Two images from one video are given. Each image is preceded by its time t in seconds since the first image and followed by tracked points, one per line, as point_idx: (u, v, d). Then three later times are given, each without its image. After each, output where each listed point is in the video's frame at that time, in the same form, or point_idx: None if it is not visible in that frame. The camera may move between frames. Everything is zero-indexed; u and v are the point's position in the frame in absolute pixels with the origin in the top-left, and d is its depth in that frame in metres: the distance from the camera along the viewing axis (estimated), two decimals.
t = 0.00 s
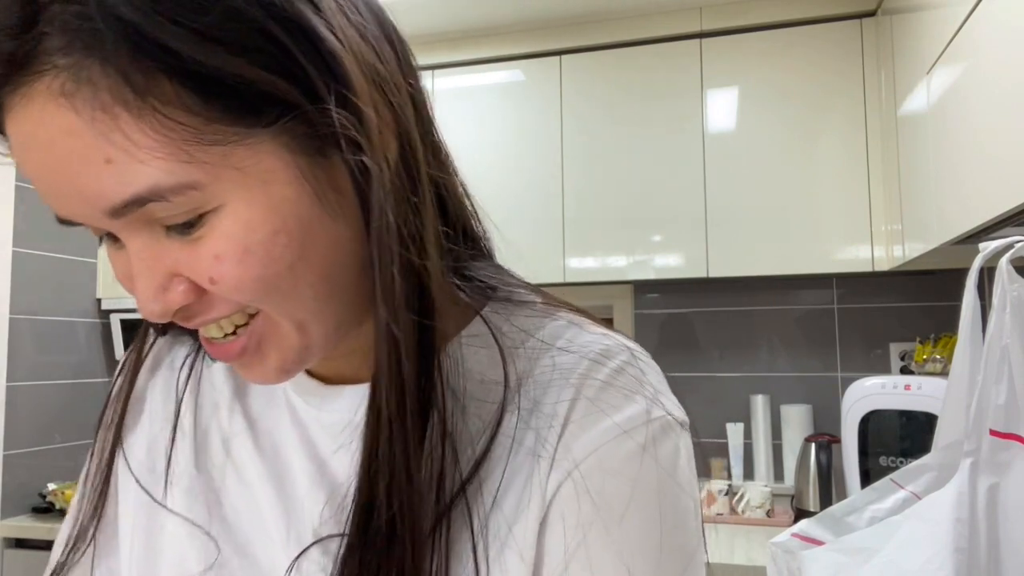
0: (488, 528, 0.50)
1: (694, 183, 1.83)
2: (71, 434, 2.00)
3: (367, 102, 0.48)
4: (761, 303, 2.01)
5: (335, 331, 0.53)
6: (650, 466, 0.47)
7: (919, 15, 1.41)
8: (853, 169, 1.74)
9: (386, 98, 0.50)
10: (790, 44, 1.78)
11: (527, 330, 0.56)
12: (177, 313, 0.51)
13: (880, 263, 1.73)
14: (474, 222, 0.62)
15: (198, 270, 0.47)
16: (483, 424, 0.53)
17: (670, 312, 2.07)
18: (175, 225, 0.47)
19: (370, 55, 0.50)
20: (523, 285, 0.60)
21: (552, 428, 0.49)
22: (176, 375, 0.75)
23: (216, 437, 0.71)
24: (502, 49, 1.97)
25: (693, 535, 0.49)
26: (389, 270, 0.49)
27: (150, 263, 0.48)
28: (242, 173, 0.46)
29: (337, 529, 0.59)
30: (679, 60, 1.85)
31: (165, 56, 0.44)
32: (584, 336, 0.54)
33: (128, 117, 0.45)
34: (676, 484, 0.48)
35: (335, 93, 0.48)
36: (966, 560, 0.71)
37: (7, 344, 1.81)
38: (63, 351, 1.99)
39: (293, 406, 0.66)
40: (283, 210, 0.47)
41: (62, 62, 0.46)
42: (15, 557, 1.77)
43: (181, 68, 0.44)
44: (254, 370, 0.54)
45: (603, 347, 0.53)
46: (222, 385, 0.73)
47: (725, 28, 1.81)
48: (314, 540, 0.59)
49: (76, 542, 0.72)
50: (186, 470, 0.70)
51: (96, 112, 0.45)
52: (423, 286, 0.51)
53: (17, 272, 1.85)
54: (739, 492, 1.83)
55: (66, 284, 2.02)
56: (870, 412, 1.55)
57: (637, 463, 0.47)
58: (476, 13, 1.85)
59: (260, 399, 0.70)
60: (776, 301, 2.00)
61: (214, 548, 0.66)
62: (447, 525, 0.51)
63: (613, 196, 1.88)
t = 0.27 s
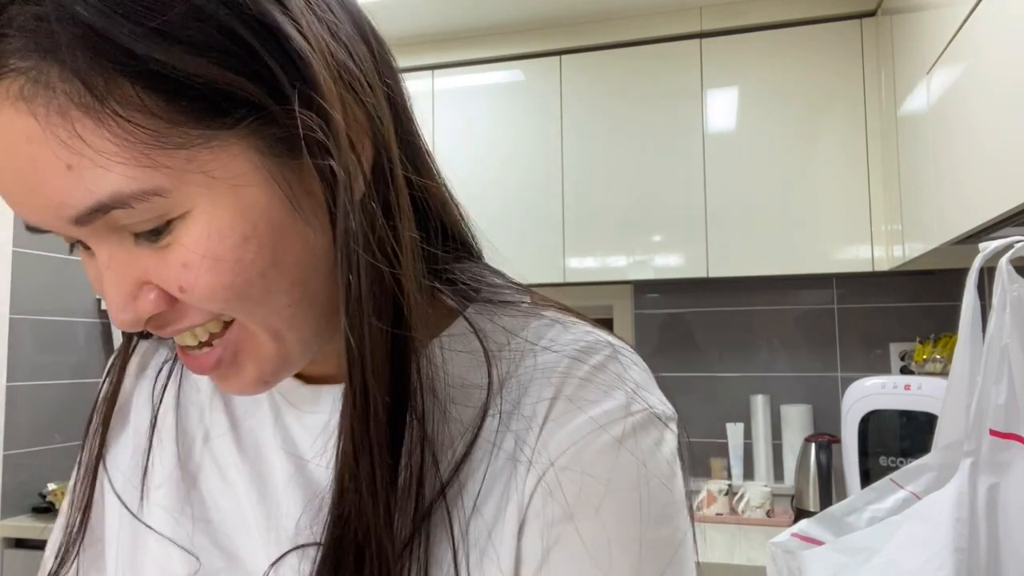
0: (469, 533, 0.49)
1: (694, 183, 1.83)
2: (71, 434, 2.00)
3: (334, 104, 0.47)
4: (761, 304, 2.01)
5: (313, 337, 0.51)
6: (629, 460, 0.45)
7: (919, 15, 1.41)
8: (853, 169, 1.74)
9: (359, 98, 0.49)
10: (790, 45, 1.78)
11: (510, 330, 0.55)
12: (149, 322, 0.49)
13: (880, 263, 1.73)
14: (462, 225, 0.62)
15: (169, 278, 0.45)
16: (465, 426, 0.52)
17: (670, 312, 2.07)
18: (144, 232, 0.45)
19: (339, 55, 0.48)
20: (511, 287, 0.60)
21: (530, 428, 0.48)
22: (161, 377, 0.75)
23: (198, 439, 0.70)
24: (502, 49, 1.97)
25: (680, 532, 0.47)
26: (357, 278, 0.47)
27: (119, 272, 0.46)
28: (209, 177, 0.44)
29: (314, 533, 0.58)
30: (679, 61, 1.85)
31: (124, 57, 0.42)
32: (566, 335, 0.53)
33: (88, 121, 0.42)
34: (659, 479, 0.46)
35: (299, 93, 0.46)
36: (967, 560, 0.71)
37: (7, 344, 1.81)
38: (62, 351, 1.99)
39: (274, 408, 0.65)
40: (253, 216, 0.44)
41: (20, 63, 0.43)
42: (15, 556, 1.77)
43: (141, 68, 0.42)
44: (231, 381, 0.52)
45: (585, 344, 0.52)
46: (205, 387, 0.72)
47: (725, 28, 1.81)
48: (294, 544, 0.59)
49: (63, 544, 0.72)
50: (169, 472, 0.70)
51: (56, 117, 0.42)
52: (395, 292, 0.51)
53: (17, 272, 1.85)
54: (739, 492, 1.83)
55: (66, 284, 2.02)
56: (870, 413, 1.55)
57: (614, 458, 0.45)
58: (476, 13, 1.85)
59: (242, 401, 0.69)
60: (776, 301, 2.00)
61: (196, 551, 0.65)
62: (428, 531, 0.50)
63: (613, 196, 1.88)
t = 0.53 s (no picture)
0: (470, 532, 0.49)
1: (694, 183, 1.83)
2: (71, 434, 2.00)
3: (331, 101, 0.46)
4: (761, 303, 2.01)
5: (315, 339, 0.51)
6: (629, 461, 0.44)
7: (919, 15, 1.41)
8: (853, 169, 1.74)
9: (359, 97, 0.49)
10: (790, 45, 1.78)
11: (513, 328, 0.54)
12: (150, 324, 0.49)
13: (880, 263, 1.73)
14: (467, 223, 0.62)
15: (169, 276, 0.45)
16: (468, 426, 0.52)
17: (670, 312, 2.07)
18: (142, 231, 0.45)
19: (338, 53, 0.48)
20: (516, 284, 0.59)
21: (531, 428, 0.48)
22: (162, 374, 0.74)
23: (198, 436, 0.70)
24: (502, 49, 1.97)
25: (683, 533, 0.46)
26: (353, 277, 0.47)
27: (119, 271, 0.46)
28: (206, 175, 0.43)
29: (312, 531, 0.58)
30: (679, 60, 1.85)
31: (119, 55, 0.42)
32: (569, 332, 0.53)
33: (85, 120, 0.42)
34: (660, 479, 0.45)
35: (295, 90, 0.46)
36: (967, 560, 0.71)
37: (7, 344, 1.81)
38: (62, 351, 1.99)
39: (274, 406, 0.65)
40: (251, 215, 0.44)
41: (17, 63, 0.43)
42: (16, 556, 1.77)
43: (136, 68, 0.42)
44: (229, 384, 0.51)
45: (587, 342, 0.52)
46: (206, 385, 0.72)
47: (725, 28, 1.81)
48: (292, 543, 0.59)
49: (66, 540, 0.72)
50: (170, 470, 0.70)
51: (56, 116, 0.42)
52: (394, 292, 0.51)
53: (18, 272, 1.85)
54: (739, 492, 1.83)
55: (67, 284, 2.02)
56: (870, 413, 1.55)
57: (614, 458, 0.44)
58: (476, 13, 1.85)
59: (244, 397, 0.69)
60: (776, 301, 2.00)
61: (196, 548, 0.65)
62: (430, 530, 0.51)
63: (612, 196, 1.88)
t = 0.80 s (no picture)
0: (483, 531, 0.49)
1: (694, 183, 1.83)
2: (71, 434, 2.00)
3: (345, 104, 0.46)
4: (761, 303, 2.01)
5: (330, 336, 0.51)
6: (642, 461, 0.44)
7: (919, 16, 1.41)
8: (853, 170, 1.74)
9: (373, 100, 0.49)
10: (790, 45, 1.78)
11: (528, 329, 0.54)
12: (164, 324, 0.49)
13: (880, 263, 1.73)
14: (482, 224, 0.62)
15: (186, 276, 0.45)
16: (482, 426, 0.52)
17: (670, 312, 2.07)
18: (158, 231, 0.45)
19: (351, 55, 0.48)
20: (530, 285, 0.59)
21: (546, 427, 0.48)
22: (178, 373, 0.75)
23: (213, 435, 0.70)
24: (502, 49, 1.97)
25: (695, 535, 0.46)
26: (368, 278, 0.48)
27: (134, 271, 0.46)
28: (222, 177, 0.43)
29: (327, 531, 0.58)
30: (680, 61, 1.85)
31: (136, 58, 0.42)
32: (584, 333, 0.53)
33: (102, 121, 0.42)
34: (673, 480, 0.45)
35: (309, 93, 0.45)
36: (966, 560, 0.71)
37: (7, 344, 1.81)
38: (62, 351, 1.98)
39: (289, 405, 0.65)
40: (267, 216, 0.44)
41: (37, 64, 0.43)
42: (16, 557, 1.77)
43: (153, 71, 0.42)
44: (245, 379, 0.52)
45: (602, 343, 0.52)
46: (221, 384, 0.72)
47: (726, 28, 1.81)
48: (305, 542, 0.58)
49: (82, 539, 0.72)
50: (185, 468, 0.70)
51: (73, 116, 0.42)
52: (409, 293, 0.51)
53: (18, 272, 1.85)
54: (739, 492, 1.83)
55: (67, 284, 2.02)
56: (870, 413, 1.55)
57: (627, 458, 0.44)
58: (476, 13, 1.85)
59: (258, 396, 0.69)
60: (776, 301, 2.00)
61: (208, 547, 0.65)
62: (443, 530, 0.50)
63: (613, 196, 1.88)
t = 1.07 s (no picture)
0: (488, 531, 0.49)
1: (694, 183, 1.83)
2: (71, 434, 2.00)
3: (351, 103, 0.46)
4: (761, 303, 2.01)
5: (337, 336, 0.51)
6: (649, 465, 0.44)
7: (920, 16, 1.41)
8: (853, 170, 1.74)
9: (378, 99, 0.49)
10: (790, 45, 1.78)
11: (535, 331, 0.54)
12: (172, 320, 0.48)
13: (880, 263, 1.73)
14: (488, 225, 0.62)
15: (191, 273, 0.45)
16: (487, 426, 0.52)
17: (670, 312, 2.07)
18: (165, 228, 0.45)
19: (357, 54, 0.48)
20: (537, 286, 0.59)
21: (552, 429, 0.48)
22: (185, 372, 0.75)
23: (220, 432, 0.70)
24: (502, 49, 1.97)
25: (699, 542, 0.46)
26: (372, 276, 0.48)
27: (142, 267, 0.46)
28: (230, 173, 0.43)
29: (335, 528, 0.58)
30: (680, 60, 1.85)
31: (143, 56, 0.42)
32: (593, 337, 0.53)
33: (110, 118, 0.42)
34: (680, 486, 0.45)
35: (315, 91, 0.45)
36: (966, 560, 0.71)
37: (6, 344, 1.81)
38: (62, 351, 1.98)
39: (295, 403, 0.65)
40: (274, 213, 0.44)
41: (49, 62, 0.44)
42: (16, 556, 1.77)
43: (160, 68, 0.42)
44: (250, 379, 0.51)
45: (611, 347, 0.52)
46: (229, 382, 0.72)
47: (726, 28, 1.81)
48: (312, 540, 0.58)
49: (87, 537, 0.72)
50: (191, 465, 0.70)
51: (80, 113, 0.42)
52: (412, 292, 0.51)
53: (18, 272, 1.85)
54: (739, 492, 1.83)
55: (66, 284, 2.02)
56: (870, 413, 1.55)
57: (634, 462, 0.44)
58: (476, 13, 1.85)
59: (265, 393, 0.69)
60: (777, 301, 2.00)
61: (214, 544, 0.65)
62: (447, 528, 0.51)
63: (613, 195, 1.88)
